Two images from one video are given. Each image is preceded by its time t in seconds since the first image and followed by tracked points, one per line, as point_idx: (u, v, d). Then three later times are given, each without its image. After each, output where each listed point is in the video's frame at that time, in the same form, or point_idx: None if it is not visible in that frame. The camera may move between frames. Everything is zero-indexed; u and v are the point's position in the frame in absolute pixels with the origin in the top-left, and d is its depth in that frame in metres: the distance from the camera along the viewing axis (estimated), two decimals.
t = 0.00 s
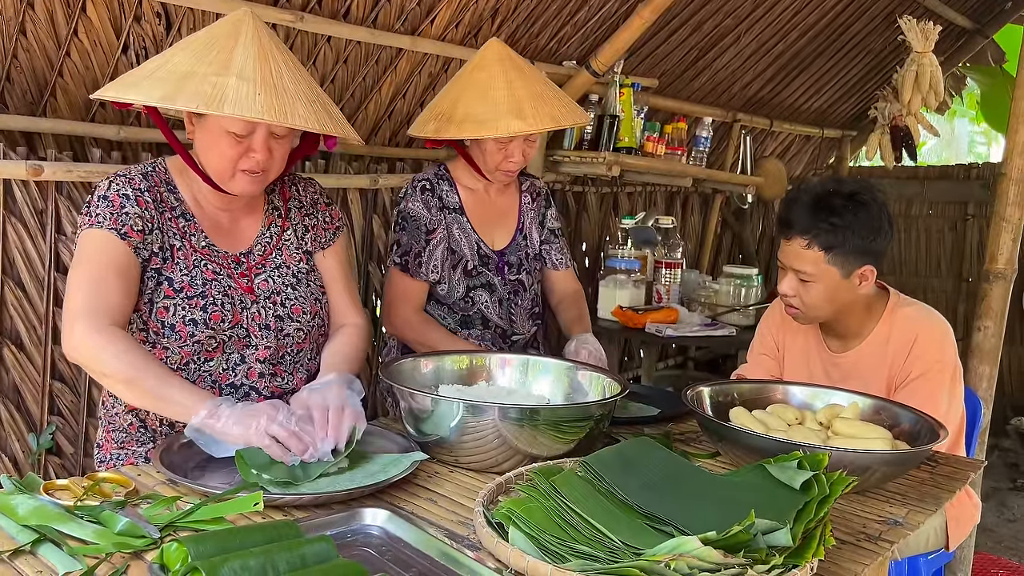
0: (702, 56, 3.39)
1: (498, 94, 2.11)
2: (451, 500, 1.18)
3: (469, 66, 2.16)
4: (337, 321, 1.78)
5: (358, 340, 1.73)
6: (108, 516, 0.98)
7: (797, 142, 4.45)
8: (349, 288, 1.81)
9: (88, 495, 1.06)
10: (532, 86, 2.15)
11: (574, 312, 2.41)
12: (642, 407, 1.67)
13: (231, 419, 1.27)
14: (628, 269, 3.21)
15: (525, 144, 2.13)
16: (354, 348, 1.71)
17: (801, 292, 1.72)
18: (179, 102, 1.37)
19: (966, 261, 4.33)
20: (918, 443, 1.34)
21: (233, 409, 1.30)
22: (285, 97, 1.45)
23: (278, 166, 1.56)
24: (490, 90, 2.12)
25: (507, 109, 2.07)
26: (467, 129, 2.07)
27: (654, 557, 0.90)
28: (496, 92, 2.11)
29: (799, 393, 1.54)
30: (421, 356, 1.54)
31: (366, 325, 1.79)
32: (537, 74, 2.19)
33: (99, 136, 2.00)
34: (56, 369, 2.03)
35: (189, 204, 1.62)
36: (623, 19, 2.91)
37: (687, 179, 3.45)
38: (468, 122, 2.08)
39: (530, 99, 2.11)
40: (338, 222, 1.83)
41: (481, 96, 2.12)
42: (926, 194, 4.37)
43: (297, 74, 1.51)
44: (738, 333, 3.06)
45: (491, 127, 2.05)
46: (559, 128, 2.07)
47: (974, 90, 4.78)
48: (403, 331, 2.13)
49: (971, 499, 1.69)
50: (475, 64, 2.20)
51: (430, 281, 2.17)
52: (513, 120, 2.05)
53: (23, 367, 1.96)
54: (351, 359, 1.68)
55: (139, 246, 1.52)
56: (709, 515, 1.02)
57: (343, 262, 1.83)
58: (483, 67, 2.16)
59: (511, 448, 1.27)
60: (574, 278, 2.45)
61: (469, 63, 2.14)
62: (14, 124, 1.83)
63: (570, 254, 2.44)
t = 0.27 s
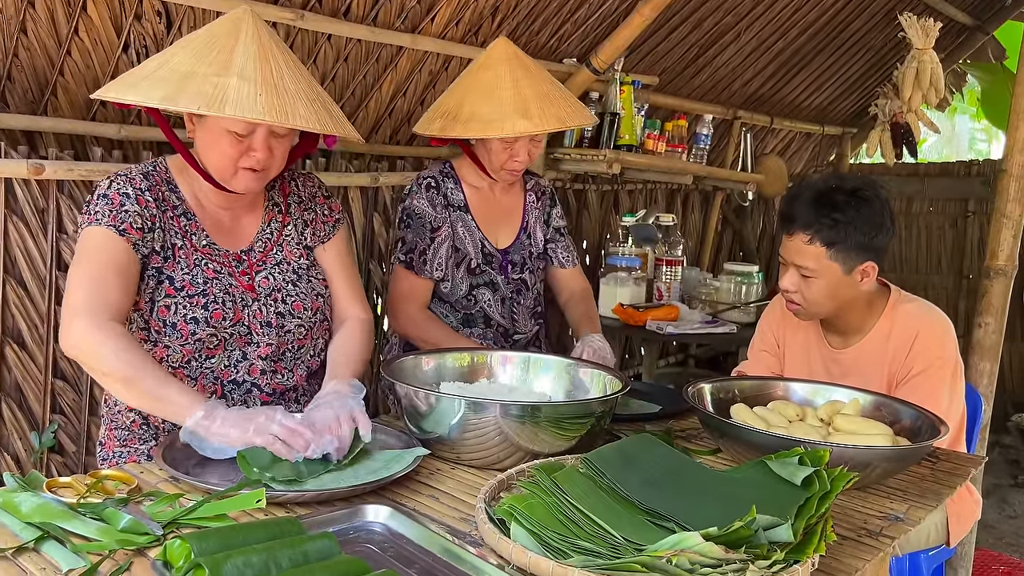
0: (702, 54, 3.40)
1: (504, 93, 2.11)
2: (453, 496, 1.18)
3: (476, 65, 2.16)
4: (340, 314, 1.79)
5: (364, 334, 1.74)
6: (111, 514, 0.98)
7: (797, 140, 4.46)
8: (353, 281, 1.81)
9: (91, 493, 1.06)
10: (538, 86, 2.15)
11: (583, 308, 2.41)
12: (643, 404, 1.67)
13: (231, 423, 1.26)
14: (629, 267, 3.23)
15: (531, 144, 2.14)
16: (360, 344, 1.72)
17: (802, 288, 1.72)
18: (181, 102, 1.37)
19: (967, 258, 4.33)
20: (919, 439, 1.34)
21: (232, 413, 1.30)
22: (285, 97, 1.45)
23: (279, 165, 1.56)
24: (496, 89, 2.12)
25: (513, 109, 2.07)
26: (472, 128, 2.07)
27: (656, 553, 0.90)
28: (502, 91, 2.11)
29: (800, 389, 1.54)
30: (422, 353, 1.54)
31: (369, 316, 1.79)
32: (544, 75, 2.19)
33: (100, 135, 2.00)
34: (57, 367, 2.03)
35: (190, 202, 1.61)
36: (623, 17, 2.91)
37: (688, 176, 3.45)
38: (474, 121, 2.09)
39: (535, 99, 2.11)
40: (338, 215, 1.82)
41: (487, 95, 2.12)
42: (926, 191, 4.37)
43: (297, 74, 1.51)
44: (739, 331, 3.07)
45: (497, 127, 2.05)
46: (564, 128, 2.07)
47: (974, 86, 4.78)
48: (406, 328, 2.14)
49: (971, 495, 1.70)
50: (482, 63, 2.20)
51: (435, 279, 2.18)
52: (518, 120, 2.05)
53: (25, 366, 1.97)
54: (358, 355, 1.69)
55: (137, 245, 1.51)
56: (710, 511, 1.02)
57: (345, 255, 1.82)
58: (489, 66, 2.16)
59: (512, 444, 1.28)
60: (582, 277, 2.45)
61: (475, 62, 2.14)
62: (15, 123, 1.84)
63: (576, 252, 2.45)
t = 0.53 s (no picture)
0: (703, 50, 3.39)
1: (514, 91, 2.11)
2: (455, 492, 1.18)
3: (484, 63, 2.16)
4: (348, 308, 1.78)
5: (373, 325, 1.75)
6: (115, 509, 0.98)
7: (799, 135, 4.45)
8: (358, 274, 1.80)
9: (94, 488, 1.06)
10: (548, 86, 2.15)
11: (583, 309, 2.41)
12: (644, 399, 1.67)
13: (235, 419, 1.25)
14: (630, 263, 3.24)
15: (538, 142, 2.13)
16: (370, 335, 1.72)
17: (804, 282, 1.72)
18: (179, 107, 1.37)
19: (969, 254, 4.32)
20: (920, 434, 1.34)
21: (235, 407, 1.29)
22: (285, 101, 1.45)
23: (280, 165, 1.56)
24: (505, 86, 2.12)
25: (522, 106, 2.07)
26: (482, 124, 2.07)
27: (658, 546, 0.90)
28: (512, 89, 2.11)
29: (801, 384, 1.54)
30: (424, 349, 1.54)
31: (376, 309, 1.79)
32: (553, 74, 2.19)
33: (102, 133, 2.00)
34: (61, 364, 2.04)
35: (192, 200, 1.62)
36: (624, 13, 2.91)
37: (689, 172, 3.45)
38: (482, 119, 2.08)
39: (546, 98, 2.11)
40: (339, 209, 1.82)
41: (497, 92, 2.12)
42: (928, 187, 4.36)
43: (298, 76, 1.51)
44: (741, 326, 3.07)
45: (507, 125, 2.05)
46: (573, 128, 2.07)
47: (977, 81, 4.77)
48: (411, 324, 2.14)
49: (972, 490, 1.70)
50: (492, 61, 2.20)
51: (439, 275, 2.19)
52: (528, 119, 2.05)
53: (28, 363, 1.97)
54: (367, 347, 1.69)
55: (141, 237, 1.51)
56: (711, 505, 1.03)
57: (349, 248, 1.81)
58: (500, 63, 2.16)
59: (514, 439, 1.28)
60: (584, 276, 2.45)
61: (485, 59, 2.14)
62: (17, 121, 1.84)
63: (579, 251, 2.44)
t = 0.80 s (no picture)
0: (706, 44, 3.39)
1: (524, 89, 2.07)
2: (457, 485, 1.19)
3: (494, 59, 2.13)
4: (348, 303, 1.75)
5: (371, 321, 1.71)
6: (118, 501, 0.99)
7: (802, 131, 4.45)
8: (359, 270, 1.78)
9: (98, 481, 1.07)
10: (558, 83, 2.11)
11: (588, 306, 2.40)
12: (646, 393, 1.68)
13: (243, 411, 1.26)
14: (633, 258, 3.19)
15: (547, 139, 2.12)
16: (367, 329, 1.69)
17: (807, 273, 1.72)
18: (181, 107, 1.38)
19: (972, 248, 4.31)
20: (921, 426, 1.35)
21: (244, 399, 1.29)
22: (287, 99, 1.45)
23: (283, 162, 1.57)
24: (515, 84, 2.08)
25: (532, 104, 2.04)
26: (491, 121, 2.04)
27: (657, 537, 0.91)
28: (522, 86, 2.08)
29: (803, 378, 1.54)
30: (426, 343, 1.54)
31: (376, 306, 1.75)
32: (563, 71, 2.15)
33: (106, 129, 2.01)
34: (65, 360, 2.05)
35: (196, 195, 1.62)
36: (626, 8, 2.91)
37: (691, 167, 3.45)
38: (491, 115, 2.05)
39: (555, 96, 2.07)
40: (341, 205, 1.81)
41: (507, 90, 2.08)
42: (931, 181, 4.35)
43: (299, 73, 1.52)
44: (744, 321, 3.07)
45: (516, 122, 2.02)
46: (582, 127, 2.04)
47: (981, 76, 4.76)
48: (416, 318, 2.14)
49: (974, 483, 1.71)
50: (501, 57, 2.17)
51: (444, 270, 2.19)
52: (537, 116, 2.02)
53: (33, 359, 1.98)
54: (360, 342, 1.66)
55: (145, 233, 1.51)
56: (710, 497, 1.03)
57: (352, 243, 1.80)
58: (509, 61, 2.13)
59: (516, 433, 1.29)
60: (589, 273, 2.44)
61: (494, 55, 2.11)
62: (21, 118, 1.85)
63: (584, 248, 2.43)
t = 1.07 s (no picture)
0: (709, 40, 3.38)
1: (531, 87, 2.02)
2: (454, 480, 1.19)
3: (501, 57, 2.08)
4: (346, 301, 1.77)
5: (369, 320, 1.72)
6: (117, 496, 1.00)
7: (807, 127, 4.44)
8: (356, 267, 1.78)
9: (97, 476, 1.08)
10: (565, 83, 2.06)
11: (592, 304, 2.39)
12: (646, 389, 1.68)
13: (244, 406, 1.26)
14: (635, 255, 3.22)
15: (552, 139, 2.09)
16: (366, 328, 1.70)
17: (805, 273, 1.72)
18: (180, 110, 1.38)
19: (978, 244, 4.30)
20: (920, 422, 1.34)
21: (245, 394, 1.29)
22: (286, 100, 1.46)
23: (282, 162, 1.57)
24: (522, 83, 2.03)
25: (538, 105, 1.99)
26: (497, 121, 1.98)
27: (650, 532, 0.90)
28: (528, 86, 2.02)
29: (802, 374, 1.54)
30: (425, 339, 1.54)
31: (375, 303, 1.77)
32: (571, 70, 2.10)
33: (108, 126, 2.02)
34: (68, 356, 2.07)
35: (195, 194, 1.63)
36: (629, 4, 2.90)
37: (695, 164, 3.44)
38: (497, 115, 2.00)
39: (562, 97, 2.02)
40: (340, 199, 1.80)
41: (514, 89, 2.03)
42: (937, 177, 4.34)
43: (299, 73, 1.52)
44: (746, 318, 3.07)
45: (521, 123, 1.97)
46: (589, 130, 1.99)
47: (987, 71, 4.73)
48: (417, 315, 2.15)
49: (975, 479, 1.70)
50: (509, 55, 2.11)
51: (447, 267, 2.19)
52: (543, 117, 1.97)
53: (36, 355, 1.99)
54: (364, 341, 1.67)
55: (143, 229, 1.51)
56: (706, 492, 1.03)
57: (349, 238, 1.80)
58: (517, 59, 2.07)
59: (513, 428, 1.29)
60: (594, 271, 2.43)
61: (501, 53, 2.05)
62: (24, 115, 1.87)
63: (590, 247, 2.42)
